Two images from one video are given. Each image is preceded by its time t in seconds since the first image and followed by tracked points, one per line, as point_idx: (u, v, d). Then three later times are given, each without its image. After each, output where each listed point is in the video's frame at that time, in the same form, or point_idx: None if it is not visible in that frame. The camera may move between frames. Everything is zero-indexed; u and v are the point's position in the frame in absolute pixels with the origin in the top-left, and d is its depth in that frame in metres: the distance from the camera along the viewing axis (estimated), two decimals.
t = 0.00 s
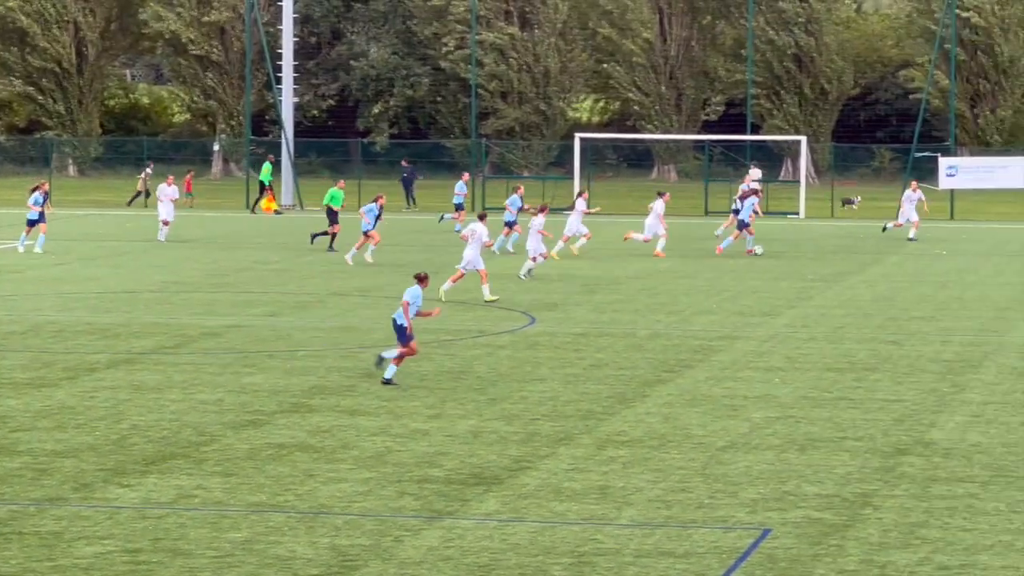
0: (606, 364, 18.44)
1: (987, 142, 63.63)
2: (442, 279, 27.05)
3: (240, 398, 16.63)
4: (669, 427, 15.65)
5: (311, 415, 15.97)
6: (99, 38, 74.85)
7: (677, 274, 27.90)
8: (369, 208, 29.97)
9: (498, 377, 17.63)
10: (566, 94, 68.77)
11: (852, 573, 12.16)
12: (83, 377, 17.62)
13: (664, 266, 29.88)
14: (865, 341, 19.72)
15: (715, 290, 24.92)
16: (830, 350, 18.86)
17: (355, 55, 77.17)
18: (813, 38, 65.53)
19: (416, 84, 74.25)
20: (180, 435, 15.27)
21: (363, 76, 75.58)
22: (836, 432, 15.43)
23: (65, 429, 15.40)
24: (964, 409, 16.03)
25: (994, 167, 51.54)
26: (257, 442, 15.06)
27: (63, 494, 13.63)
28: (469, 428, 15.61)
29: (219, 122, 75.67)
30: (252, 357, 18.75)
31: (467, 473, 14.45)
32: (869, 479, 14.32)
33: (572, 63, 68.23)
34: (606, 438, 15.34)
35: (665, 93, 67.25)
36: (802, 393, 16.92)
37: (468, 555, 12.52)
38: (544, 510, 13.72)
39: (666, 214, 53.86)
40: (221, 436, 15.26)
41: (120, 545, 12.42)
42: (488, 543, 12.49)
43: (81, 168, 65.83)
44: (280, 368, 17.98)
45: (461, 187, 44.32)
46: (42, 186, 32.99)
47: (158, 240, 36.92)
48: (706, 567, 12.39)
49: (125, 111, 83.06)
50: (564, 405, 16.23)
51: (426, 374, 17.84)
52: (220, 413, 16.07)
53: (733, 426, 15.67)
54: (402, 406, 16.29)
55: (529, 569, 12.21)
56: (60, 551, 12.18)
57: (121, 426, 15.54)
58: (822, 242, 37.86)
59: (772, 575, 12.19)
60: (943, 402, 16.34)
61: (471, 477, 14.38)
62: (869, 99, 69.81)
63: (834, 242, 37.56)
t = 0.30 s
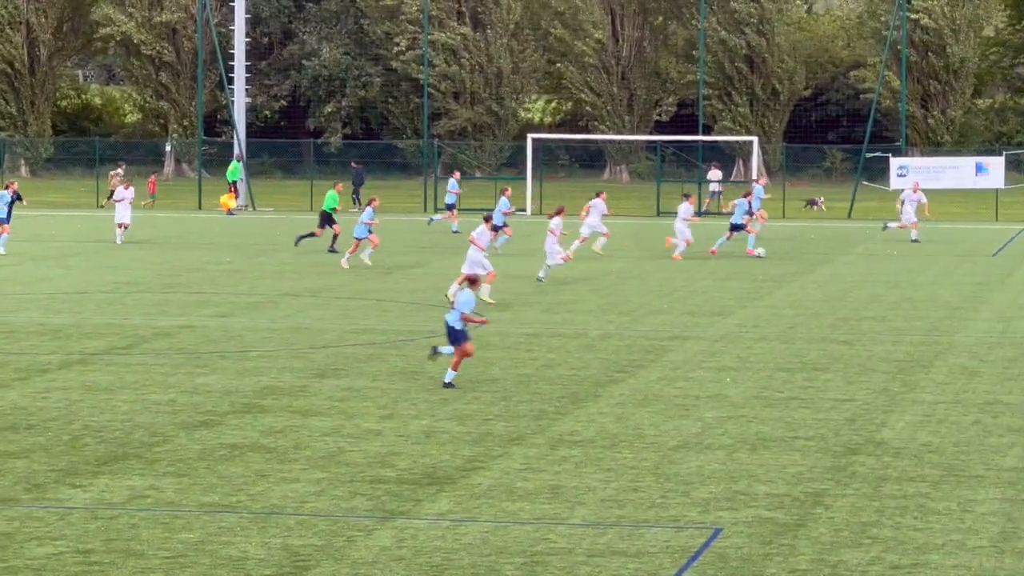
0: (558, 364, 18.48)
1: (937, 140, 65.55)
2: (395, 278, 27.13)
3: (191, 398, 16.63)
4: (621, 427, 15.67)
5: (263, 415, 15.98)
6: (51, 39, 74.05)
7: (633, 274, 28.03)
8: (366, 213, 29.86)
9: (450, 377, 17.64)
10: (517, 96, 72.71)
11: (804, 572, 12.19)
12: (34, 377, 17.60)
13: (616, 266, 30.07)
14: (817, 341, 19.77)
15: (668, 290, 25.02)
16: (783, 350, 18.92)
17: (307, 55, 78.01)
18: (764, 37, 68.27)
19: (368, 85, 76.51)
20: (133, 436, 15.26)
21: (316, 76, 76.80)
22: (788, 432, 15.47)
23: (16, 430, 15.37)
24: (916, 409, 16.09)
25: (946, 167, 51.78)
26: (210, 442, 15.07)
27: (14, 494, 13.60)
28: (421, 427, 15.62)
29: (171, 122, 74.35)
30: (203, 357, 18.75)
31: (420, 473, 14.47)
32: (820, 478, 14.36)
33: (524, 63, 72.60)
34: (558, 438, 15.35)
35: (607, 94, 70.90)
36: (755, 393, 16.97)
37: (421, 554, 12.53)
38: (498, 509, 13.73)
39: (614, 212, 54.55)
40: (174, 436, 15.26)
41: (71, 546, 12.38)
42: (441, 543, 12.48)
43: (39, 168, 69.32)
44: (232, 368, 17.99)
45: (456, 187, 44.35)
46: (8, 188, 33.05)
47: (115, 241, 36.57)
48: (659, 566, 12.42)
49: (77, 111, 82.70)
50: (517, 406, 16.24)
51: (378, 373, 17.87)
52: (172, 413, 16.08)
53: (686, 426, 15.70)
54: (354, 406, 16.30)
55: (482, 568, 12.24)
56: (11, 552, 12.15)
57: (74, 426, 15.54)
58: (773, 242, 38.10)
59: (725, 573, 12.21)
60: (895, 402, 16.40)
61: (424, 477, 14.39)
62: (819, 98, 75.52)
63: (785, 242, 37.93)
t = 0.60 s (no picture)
0: (511, 365, 18.49)
1: (889, 141, 65.33)
2: (349, 279, 27.08)
3: (144, 399, 16.64)
4: (575, 428, 15.67)
5: (217, 416, 15.98)
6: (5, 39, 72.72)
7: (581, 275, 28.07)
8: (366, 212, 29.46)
9: (404, 377, 17.65)
10: (472, 97, 68.58)
11: (758, 573, 12.19)
12: None
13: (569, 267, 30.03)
14: (772, 341, 19.80)
15: (623, 290, 25.03)
16: (737, 350, 18.96)
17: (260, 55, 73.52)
18: (718, 38, 63.97)
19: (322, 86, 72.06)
20: (85, 437, 15.24)
21: (268, 76, 72.77)
22: (741, 432, 15.49)
23: None
24: (869, 409, 16.14)
25: (898, 168, 50.03)
26: (163, 444, 15.06)
27: None
28: (375, 429, 15.61)
29: (124, 123, 71.40)
30: (156, 358, 18.75)
31: (374, 474, 14.47)
32: (774, 479, 14.37)
33: (478, 64, 68.17)
34: (512, 439, 15.35)
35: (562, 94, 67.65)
36: (708, 393, 17.00)
37: (375, 555, 12.52)
38: (451, 510, 13.72)
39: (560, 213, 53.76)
40: (127, 438, 15.25)
41: (25, 548, 12.35)
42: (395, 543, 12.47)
43: None
44: (185, 369, 18.00)
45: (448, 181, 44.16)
46: None
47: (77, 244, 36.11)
48: (613, 567, 12.42)
49: (30, 112, 81.32)
50: (471, 406, 16.25)
51: (331, 374, 17.87)
52: (125, 414, 16.08)
53: (639, 427, 15.71)
54: (307, 407, 16.30)
55: (436, 569, 12.23)
56: None
57: (26, 428, 15.52)
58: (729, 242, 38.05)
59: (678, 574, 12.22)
60: (848, 402, 16.45)
61: (378, 478, 14.39)
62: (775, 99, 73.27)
63: (741, 242, 37.95)
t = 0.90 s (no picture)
0: (461, 364, 18.50)
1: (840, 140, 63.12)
2: (301, 279, 26.99)
3: (94, 400, 16.62)
4: (525, 427, 15.68)
5: (168, 416, 15.98)
6: None
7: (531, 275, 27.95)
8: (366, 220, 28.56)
9: (355, 377, 17.66)
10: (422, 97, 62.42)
11: (709, 573, 12.21)
12: None
13: (519, 267, 29.95)
14: (724, 340, 19.84)
15: (575, 291, 25.03)
16: (688, 351, 19.00)
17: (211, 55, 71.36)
18: (669, 38, 59.45)
19: (272, 86, 68.43)
20: (35, 438, 15.20)
21: (219, 77, 70.27)
22: (692, 432, 15.51)
23: None
24: (819, 408, 16.19)
25: (849, 167, 50.42)
26: (113, 444, 15.05)
27: None
28: (325, 428, 15.60)
29: (73, 124, 68.06)
30: (106, 359, 18.72)
31: (325, 474, 14.46)
32: (725, 478, 14.38)
33: (428, 63, 62.07)
34: (463, 438, 15.35)
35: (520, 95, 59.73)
36: (659, 392, 17.02)
37: (327, 555, 12.51)
38: (402, 510, 13.72)
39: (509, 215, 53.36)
40: (77, 439, 15.22)
41: None
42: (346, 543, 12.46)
43: None
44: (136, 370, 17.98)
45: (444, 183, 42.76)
46: None
47: (40, 246, 35.40)
48: (563, 567, 12.43)
49: None
50: (421, 406, 16.25)
51: (282, 373, 17.88)
52: (75, 415, 16.04)
53: (589, 426, 15.72)
54: (257, 407, 16.30)
55: (387, 569, 12.22)
56: None
57: None
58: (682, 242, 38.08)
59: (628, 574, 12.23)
60: (799, 401, 16.49)
61: (329, 477, 14.39)
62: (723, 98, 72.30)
63: (695, 242, 37.96)
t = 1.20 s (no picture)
0: (414, 362, 18.49)
1: (793, 138, 62.11)
2: (258, 277, 26.88)
3: (46, 398, 16.55)
4: (479, 424, 15.67)
5: (121, 415, 15.93)
6: None
7: (486, 273, 27.86)
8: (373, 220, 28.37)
9: (309, 374, 17.64)
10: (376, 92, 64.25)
11: (662, 570, 12.22)
12: None
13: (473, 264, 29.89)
14: (678, 338, 19.86)
15: (529, 289, 25.04)
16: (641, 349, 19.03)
17: (164, 54, 71.19)
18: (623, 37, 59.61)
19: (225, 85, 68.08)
20: None
21: (172, 75, 69.90)
22: (646, 429, 15.51)
23: None
24: (772, 405, 16.22)
25: (801, 164, 51.16)
26: (65, 443, 14.99)
27: None
28: (279, 426, 15.58)
29: (24, 122, 66.34)
30: (58, 357, 18.63)
31: (279, 472, 14.44)
32: (680, 475, 14.39)
33: (381, 61, 64.16)
34: (416, 437, 15.33)
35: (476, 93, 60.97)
36: (612, 389, 17.05)
37: (280, 553, 12.48)
38: (356, 507, 13.70)
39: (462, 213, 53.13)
40: (29, 437, 15.16)
41: None
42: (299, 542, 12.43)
43: None
44: (88, 368, 17.91)
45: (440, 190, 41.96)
46: None
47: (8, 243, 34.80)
48: (517, 564, 12.42)
49: None
50: (375, 405, 16.23)
51: (236, 371, 17.86)
52: (26, 413, 15.96)
53: (543, 424, 15.72)
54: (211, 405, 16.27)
55: (340, 567, 12.20)
56: None
57: None
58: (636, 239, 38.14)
59: (581, 571, 12.23)
60: (752, 398, 16.52)
61: (282, 475, 14.37)
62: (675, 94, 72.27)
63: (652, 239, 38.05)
